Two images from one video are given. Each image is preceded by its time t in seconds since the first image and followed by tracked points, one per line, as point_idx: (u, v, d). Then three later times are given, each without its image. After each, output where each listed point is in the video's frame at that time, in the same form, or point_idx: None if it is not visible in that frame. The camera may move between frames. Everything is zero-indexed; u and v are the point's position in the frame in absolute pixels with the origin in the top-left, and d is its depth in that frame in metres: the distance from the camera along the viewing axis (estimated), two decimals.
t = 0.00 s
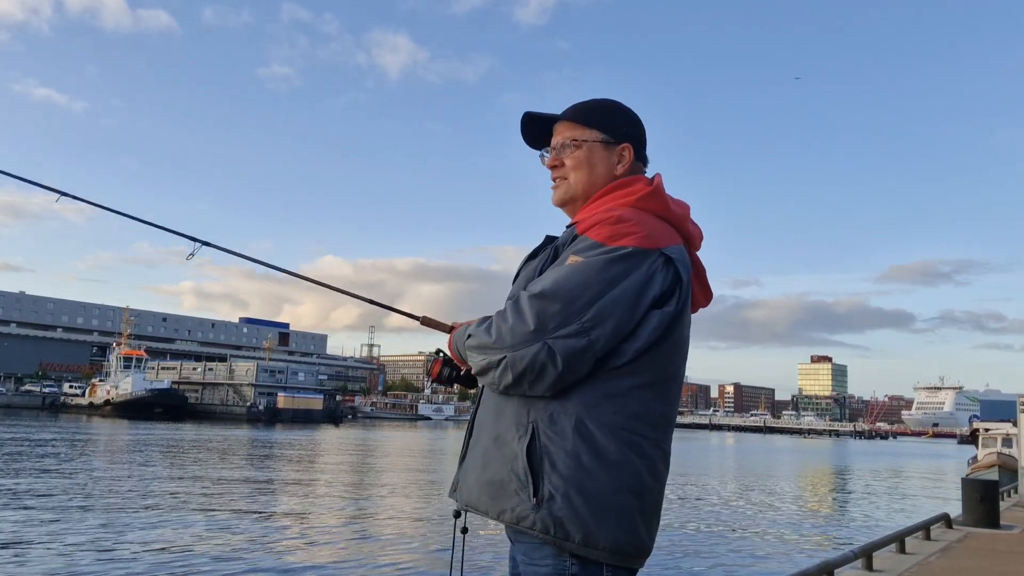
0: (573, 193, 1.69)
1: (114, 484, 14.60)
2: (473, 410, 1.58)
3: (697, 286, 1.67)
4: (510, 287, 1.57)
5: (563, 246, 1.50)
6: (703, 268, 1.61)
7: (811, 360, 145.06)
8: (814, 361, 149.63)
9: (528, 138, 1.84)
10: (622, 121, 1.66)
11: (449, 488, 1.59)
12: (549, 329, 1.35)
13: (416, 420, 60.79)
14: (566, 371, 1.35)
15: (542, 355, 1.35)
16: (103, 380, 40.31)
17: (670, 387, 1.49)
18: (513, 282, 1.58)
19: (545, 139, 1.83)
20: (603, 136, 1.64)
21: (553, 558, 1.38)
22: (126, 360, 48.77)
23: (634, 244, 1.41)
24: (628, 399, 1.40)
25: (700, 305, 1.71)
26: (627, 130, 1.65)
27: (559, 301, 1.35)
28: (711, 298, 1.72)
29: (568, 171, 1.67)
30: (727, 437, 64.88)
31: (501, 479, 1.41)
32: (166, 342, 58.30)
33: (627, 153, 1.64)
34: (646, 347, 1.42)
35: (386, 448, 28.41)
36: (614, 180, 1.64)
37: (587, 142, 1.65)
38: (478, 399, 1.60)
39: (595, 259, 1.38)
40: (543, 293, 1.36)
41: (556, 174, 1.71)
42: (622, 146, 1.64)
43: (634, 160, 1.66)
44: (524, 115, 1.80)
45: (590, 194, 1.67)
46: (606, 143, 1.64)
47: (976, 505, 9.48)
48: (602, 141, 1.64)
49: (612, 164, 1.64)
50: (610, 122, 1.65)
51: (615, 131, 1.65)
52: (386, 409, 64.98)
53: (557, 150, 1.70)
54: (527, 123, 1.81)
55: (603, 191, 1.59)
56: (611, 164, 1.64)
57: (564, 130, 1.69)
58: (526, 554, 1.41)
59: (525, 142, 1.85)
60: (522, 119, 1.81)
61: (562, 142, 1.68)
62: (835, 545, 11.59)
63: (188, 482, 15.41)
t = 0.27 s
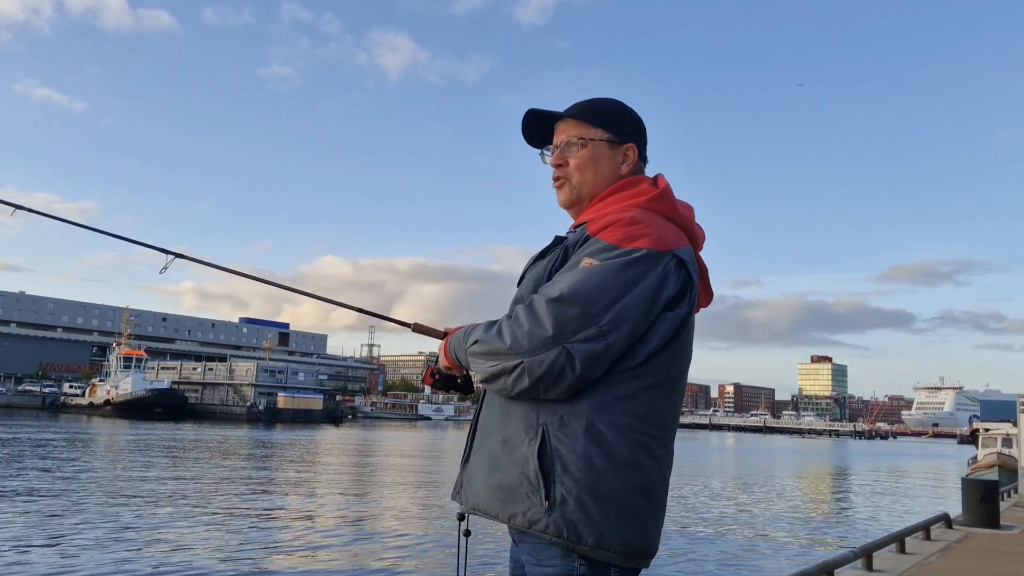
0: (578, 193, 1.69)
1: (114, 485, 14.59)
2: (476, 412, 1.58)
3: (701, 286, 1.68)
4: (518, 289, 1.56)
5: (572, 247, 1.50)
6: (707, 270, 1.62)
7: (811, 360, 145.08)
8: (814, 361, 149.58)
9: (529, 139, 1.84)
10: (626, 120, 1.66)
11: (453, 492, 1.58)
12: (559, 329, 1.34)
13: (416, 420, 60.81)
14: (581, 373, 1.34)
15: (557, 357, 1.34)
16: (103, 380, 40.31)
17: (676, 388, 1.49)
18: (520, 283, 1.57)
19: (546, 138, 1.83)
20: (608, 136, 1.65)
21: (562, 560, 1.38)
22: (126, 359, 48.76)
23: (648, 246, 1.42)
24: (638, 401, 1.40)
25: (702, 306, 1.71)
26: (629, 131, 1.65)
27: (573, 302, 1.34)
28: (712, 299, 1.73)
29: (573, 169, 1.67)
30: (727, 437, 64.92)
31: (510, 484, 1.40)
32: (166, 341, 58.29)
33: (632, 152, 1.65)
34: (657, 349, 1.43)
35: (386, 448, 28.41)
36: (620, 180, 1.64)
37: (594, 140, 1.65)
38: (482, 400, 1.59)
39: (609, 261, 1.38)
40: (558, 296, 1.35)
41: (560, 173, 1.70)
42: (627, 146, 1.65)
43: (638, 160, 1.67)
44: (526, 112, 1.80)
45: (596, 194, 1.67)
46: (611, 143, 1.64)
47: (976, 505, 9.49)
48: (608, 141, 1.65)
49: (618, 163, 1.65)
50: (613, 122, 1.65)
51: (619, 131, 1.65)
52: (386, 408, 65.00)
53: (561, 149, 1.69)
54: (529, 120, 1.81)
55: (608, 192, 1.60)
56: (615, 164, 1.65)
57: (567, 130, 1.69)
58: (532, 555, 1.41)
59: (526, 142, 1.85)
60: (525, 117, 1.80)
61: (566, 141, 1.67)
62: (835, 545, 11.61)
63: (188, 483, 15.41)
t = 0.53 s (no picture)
0: (581, 191, 1.69)
1: (115, 484, 14.58)
2: (480, 414, 1.58)
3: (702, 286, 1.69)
4: (523, 290, 1.56)
5: (579, 247, 1.50)
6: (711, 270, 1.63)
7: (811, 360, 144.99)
8: (814, 361, 149.65)
9: (528, 139, 1.84)
10: (627, 120, 1.67)
11: (456, 494, 1.58)
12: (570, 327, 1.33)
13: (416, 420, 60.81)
14: (590, 373, 1.34)
15: (570, 359, 1.34)
16: (103, 380, 40.31)
17: (679, 390, 1.50)
18: (526, 284, 1.57)
19: (546, 138, 1.84)
20: (609, 135, 1.65)
21: (568, 560, 1.38)
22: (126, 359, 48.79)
23: (660, 246, 1.42)
24: (646, 404, 1.40)
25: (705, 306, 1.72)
26: (630, 129, 1.65)
27: (585, 300, 1.34)
28: (713, 299, 1.74)
29: (574, 170, 1.67)
30: (727, 437, 64.94)
31: (518, 486, 1.40)
32: (166, 341, 58.28)
33: (633, 152, 1.65)
34: (664, 352, 1.43)
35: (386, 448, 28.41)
36: (622, 179, 1.65)
37: (595, 140, 1.65)
38: (484, 401, 1.60)
39: (622, 263, 1.38)
40: (571, 294, 1.34)
41: (561, 173, 1.71)
42: (627, 146, 1.66)
43: (640, 158, 1.67)
44: (527, 110, 1.80)
45: (599, 193, 1.67)
46: (613, 141, 1.65)
47: (977, 505, 9.49)
48: (609, 139, 1.65)
49: (619, 162, 1.65)
50: (615, 121, 1.65)
51: (620, 131, 1.66)
52: (386, 408, 65.00)
53: (563, 149, 1.69)
54: (528, 119, 1.81)
55: (613, 191, 1.60)
56: (617, 163, 1.65)
57: (568, 130, 1.69)
58: (536, 556, 1.42)
59: (525, 142, 1.85)
60: (525, 115, 1.81)
61: (567, 141, 1.67)
62: (835, 545, 11.60)
63: (188, 483, 15.42)
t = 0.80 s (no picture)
0: (577, 200, 1.69)
1: (114, 485, 14.58)
2: (479, 412, 1.57)
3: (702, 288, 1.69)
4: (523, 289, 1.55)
5: (579, 246, 1.50)
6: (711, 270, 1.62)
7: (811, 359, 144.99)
8: (814, 361, 149.77)
9: (520, 148, 1.84)
10: (619, 120, 1.66)
11: (454, 494, 1.57)
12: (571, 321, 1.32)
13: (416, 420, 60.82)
14: (590, 366, 1.33)
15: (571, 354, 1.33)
16: (103, 380, 40.33)
17: (678, 392, 1.49)
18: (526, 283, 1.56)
19: (538, 147, 1.83)
20: (601, 138, 1.64)
21: (567, 560, 1.38)
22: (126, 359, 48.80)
23: (661, 246, 1.42)
24: (644, 403, 1.40)
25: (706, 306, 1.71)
26: (622, 130, 1.65)
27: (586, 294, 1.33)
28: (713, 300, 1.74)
29: (568, 179, 1.68)
30: (727, 437, 64.97)
31: (516, 486, 1.41)
32: (166, 341, 58.29)
33: (626, 152, 1.64)
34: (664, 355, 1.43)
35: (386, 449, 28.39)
36: (617, 182, 1.64)
37: (587, 144, 1.65)
38: (482, 399, 1.60)
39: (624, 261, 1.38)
40: (571, 286, 1.33)
41: (555, 180, 1.71)
42: (620, 146, 1.65)
43: (632, 160, 1.66)
44: (515, 125, 1.79)
45: (594, 197, 1.67)
46: (604, 145, 1.64)
47: (977, 506, 9.49)
48: (601, 143, 1.64)
49: (614, 164, 1.65)
50: (608, 123, 1.64)
51: (612, 132, 1.65)
52: (386, 408, 65.02)
53: (555, 157, 1.69)
54: (518, 133, 1.80)
55: (610, 195, 1.59)
56: (610, 165, 1.65)
57: (561, 136, 1.68)
58: (534, 558, 1.41)
59: (519, 152, 1.84)
60: (514, 128, 1.80)
61: (560, 148, 1.67)
62: (835, 545, 11.60)
63: (187, 483, 15.41)
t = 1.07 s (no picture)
0: (573, 203, 1.69)
1: (114, 484, 14.63)
2: (474, 410, 1.58)
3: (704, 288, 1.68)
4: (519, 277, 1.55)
5: (575, 244, 1.50)
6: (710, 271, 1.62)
7: (811, 359, 145.03)
8: (815, 361, 149.85)
9: (517, 154, 1.84)
10: (612, 122, 1.65)
11: (449, 491, 1.58)
12: (562, 312, 1.32)
13: (416, 420, 60.84)
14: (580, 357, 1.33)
15: (559, 339, 1.33)
16: (103, 380, 40.34)
17: (673, 390, 1.49)
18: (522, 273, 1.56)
19: (535, 154, 1.83)
20: (593, 142, 1.64)
21: (557, 560, 1.38)
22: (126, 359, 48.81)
23: (657, 241, 1.42)
24: (637, 404, 1.40)
25: (703, 307, 1.71)
26: (617, 131, 1.64)
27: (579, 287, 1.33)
28: (713, 300, 1.73)
29: (564, 182, 1.68)
30: (727, 437, 64.98)
31: (509, 484, 1.41)
32: (166, 342, 58.36)
33: (620, 152, 1.64)
34: (655, 356, 1.43)
35: (386, 449, 28.43)
36: (613, 182, 1.64)
37: (579, 150, 1.65)
38: (477, 397, 1.60)
39: (616, 252, 1.37)
40: (563, 279, 1.33)
41: (551, 186, 1.72)
42: (615, 147, 1.64)
43: (628, 162, 1.66)
44: (510, 134, 1.79)
45: (589, 200, 1.67)
46: (597, 147, 1.64)
47: (977, 506, 9.48)
48: (594, 146, 1.64)
49: (608, 165, 1.64)
50: (603, 125, 1.64)
51: (608, 134, 1.64)
52: (386, 408, 65.10)
53: (549, 164, 1.70)
54: (514, 141, 1.80)
55: (608, 195, 1.59)
56: (606, 165, 1.64)
57: (557, 140, 1.68)
58: (526, 556, 1.42)
59: (516, 159, 1.84)
60: (509, 136, 1.80)
61: (556, 154, 1.68)
62: (834, 544, 11.62)
63: (187, 483, 15.41)
